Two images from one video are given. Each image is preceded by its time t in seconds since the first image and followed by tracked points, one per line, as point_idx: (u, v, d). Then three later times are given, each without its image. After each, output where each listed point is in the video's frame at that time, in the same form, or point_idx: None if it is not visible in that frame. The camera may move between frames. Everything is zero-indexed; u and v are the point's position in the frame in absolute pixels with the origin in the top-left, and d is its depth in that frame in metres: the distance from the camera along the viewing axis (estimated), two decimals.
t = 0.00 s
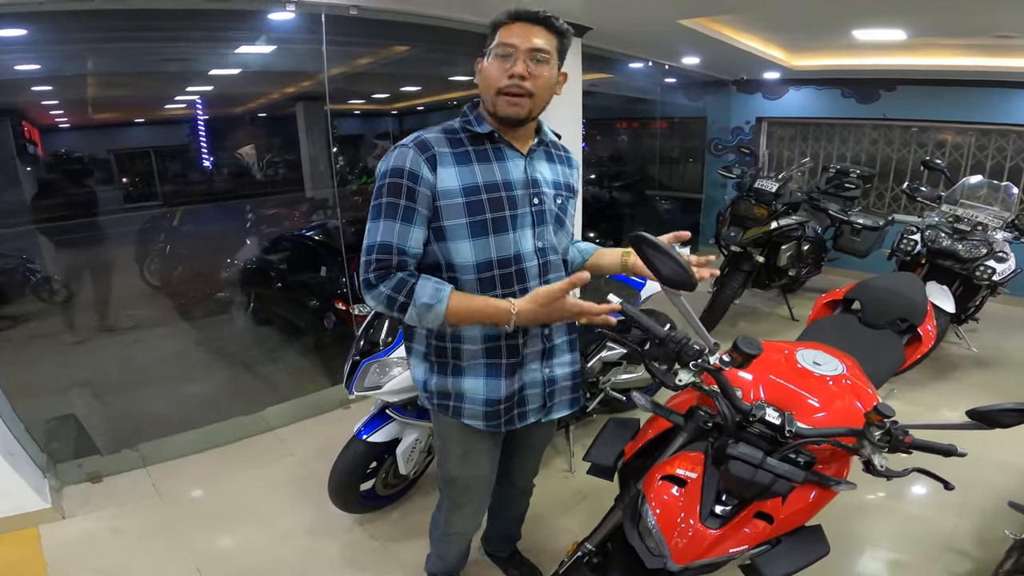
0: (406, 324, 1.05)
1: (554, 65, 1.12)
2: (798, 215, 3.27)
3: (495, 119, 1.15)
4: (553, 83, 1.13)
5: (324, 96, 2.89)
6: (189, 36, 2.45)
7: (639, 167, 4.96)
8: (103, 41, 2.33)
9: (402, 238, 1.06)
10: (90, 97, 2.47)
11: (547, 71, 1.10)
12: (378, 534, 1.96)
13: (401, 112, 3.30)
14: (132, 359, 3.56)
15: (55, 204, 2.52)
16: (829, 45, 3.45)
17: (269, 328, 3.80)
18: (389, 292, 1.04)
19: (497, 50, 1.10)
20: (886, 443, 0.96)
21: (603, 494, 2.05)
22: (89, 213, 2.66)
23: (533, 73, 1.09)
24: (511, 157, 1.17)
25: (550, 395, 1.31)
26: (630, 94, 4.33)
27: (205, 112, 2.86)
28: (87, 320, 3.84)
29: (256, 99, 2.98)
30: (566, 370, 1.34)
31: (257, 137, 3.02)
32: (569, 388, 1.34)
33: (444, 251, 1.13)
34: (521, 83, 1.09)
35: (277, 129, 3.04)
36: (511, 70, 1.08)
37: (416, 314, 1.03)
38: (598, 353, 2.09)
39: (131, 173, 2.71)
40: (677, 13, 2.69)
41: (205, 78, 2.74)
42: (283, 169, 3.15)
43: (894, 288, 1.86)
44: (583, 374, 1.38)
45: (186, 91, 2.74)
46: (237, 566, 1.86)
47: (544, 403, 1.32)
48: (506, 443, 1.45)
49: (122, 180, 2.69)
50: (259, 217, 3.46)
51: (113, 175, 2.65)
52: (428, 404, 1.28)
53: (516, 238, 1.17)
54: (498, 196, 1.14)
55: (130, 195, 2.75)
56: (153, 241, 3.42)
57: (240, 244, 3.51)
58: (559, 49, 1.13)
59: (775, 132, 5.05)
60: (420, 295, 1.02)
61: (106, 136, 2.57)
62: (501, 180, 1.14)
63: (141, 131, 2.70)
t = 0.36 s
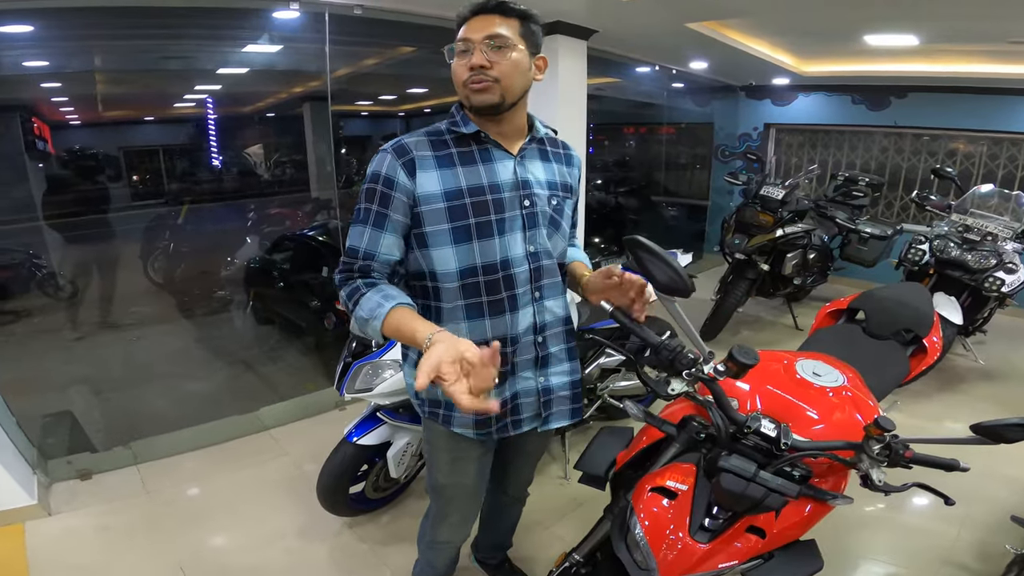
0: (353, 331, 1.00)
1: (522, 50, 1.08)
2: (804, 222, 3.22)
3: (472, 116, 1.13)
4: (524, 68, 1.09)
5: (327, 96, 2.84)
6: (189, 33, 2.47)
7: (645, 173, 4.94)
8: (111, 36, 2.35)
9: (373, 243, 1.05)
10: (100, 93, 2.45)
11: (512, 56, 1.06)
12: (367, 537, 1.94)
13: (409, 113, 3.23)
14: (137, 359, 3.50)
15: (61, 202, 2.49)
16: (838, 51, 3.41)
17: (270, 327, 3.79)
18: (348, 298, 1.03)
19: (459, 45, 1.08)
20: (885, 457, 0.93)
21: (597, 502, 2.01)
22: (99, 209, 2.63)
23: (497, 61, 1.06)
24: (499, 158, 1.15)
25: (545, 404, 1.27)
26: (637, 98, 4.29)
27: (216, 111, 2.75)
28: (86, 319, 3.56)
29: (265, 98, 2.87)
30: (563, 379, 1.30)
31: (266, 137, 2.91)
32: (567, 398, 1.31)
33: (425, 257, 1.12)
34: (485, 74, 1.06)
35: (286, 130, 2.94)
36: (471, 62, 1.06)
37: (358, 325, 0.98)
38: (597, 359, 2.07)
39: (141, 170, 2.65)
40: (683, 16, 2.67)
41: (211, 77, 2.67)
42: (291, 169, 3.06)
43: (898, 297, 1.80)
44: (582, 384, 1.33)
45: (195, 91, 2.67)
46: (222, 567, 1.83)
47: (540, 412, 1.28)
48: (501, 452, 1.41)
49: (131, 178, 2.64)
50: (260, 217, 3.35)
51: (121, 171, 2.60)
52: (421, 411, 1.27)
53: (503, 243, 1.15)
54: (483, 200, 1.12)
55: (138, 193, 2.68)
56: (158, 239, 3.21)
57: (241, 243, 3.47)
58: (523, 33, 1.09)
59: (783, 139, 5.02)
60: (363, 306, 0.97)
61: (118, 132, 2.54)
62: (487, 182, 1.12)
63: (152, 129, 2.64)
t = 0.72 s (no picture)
0: (383, 340, 1.08)
1: (515, 55, 1.08)
2: (812, 226, 3.20)
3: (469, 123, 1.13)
4: (519, 72, 1.09)
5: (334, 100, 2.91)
6: (198, 38, 2.51)
7: (652, 176, 4.89)
8: (122, 40, 2.40)
9: (379, 257, 1.08)
10: (112, 98, 2.47)
11: (506, 61, 1.07)
12: (370, 539, 1.94)
13: (416, 117, 3.24)
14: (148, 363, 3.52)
15: (73, 206, 2.52)
16: (846, 53, 3.39)
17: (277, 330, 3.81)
18: (368, 311, 1.08)
19: (450, 52, 1.09)
20: (888, 462, 0.91)
21: (601, 505, 2.00)
22: (111, 212, 2.65)
23: (490, 66, 1.06)
24: (497, 166, 1.15)
25: (542, 411, 1.28)
26: (644, 101, 4.28)
27: (227, 115, 2.76)
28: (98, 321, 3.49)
29: (275, 102, 2.86)
30: (560, 385, 1.30)
31: (275, 140, 2.90)
32: (565, 405, 1.31)
33: (428, 268, 1.13)
34: (478, 79, 1.06)
35: (297, 133, 2.95)
36: (466, 70, 1.06)
37: (389, 334, 1.06)
38: (600, 363, 2.07)
39: (153, 173, 2.67)
40: (689, 18, 2.66)
41: (219, 80, 2.66)
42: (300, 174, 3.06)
43: (904, 301, 1.79)
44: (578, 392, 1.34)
45: (203, 95, 2.67)
46: (226, 568, 1.84)
47: (537, 419, 1.29)
48: (499, 454, 1.41)
49: (143, 182, 2.66)
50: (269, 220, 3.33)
51: (133, 176, 2.62)
52: (420, 416, 1.28)
53: (503, 251, 1.15)
54: (482, 209, 1.12)
55: (150, 196, 2.70)
56: (169, 243, 3.22)
57: (248, 247, 3.44)
58: (515, 36, 1.09)
59: (792, 141, 5.00)
60: (393, 316, 1.05)
61: (132, 136, 2.56)
62: (486, 191, 1.13)
63: (163, 133, 2.65)
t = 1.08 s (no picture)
0: (396, 336, 1.07)
1: (529, 61, 1.10)
2: (813, 228, 3.20)
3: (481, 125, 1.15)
4: (533, 78, 1.12)
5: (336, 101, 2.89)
6: (204, 39, 2.52)
7: (655, 179, 4.96)
8: (123, 41, 2.38)
9: (392, 253, 1.08)
10: (116, 98, 2.50)
11: (521, 67, 1.09)
12: (370, 537, 1.96)
13: (418, 118, 3.28)
14: (151, 361, 3.55)
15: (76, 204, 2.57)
16: (848, 56, 3.40)
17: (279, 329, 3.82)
18: (379, 307, 1.06)
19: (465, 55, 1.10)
20: (882, 461, 0.93)
21: (600, 505, 2.01)
22: (116, 211, 2.74)
23: (506, 72, 1.08)
24: (507, 168, 1.17)
25: (539, 408, 1.31)
26: (645, 103, 4.29)
27: (230, 116, 2.80)
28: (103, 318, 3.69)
29: (278, 103, 2.90)
30: (557, 383, 1.34)
31: (278, 140, 2.95)
32: (560, 402, 1.34)
33: (433, 264, 1.15)
34: (494, 85, 1.08)
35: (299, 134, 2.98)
36: (479, 74, 1.08)
37: (406, 328, 1.06)
38: (601, 363, 2.09)
39: (158, 172, 2.74)
40: (691, 21, 2.67)
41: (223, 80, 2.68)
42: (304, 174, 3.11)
43: (902, 303, 1.80)
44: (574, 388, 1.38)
45: (208, 95, 2.70)
46: (227, 566, 1.85)
47: (534, 415, 1.31)
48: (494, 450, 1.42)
49: (146, 181, 2.73)
50: (271, 220, 3.38)
51: (136, 175, 2.68)
52: (416, 412, 1.29)
53: (510, 253, 1.18)
54: (492, 211, 1.14)
55: (154, 195, 2.79)
56: (173, 242, 3.30)
57: (252, 246, 3.51)
58: (531, 42, 1.11)
59: (794, 144, 5.01)
60: (410, 310, 1.05)
61: (134, 136, 2.60)
62: (496, 193, 1.15)
63: (167, 133, 2.69)
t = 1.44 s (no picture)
0: (398, 328, 1.11)
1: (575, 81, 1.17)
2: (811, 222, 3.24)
3: (519, 130, 1.16)
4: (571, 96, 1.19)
5: (340, 99, 2.88)
6: (208, 39, 2.50)
7: (653, 175, 5.00)
8: (128, 41, 2.37)
9: (394, 247, 1.11)
10: (112, 98, 2.50)
11: (572, 88, 1.15)
12: (382, 532, 1.99)
13: (415, 116, 3.31)
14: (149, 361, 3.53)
15: (72, 204, 2.57)
16: (844, 52, 3.44)
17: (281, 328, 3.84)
18: (382, 299, 1.10)
19: (539, 66, 1.08)
20: (889, 448, 0.97)
21: (608, 498, 2.05)
22: (111, 212, 2.75)
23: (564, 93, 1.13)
24: (509, 165, 1.21)
25: (539, 404, 1.36)
26: (643, 100, 4.32)
27: (224, 115, 2.82)
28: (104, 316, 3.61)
29: (274, 102, 2.95)
30: (557, 381, 1.39)
31: (274, 139, 2.98)
32: (560, 399, 1.39)
33: (435, 259, 1.18)
34: (555, 104, 1.12)
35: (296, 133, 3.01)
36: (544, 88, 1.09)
37: (409, 319, 1.10)
38: (606, 358, 2.09)
39: (151, 172, 2.75)
40: (690, 19, 2.70)
41: (221, 80, 2.70)
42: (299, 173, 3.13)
43: (903, 294, 1.84)
44: (573, 386, 1.43)
45: (205, 95, 2.73)
46: (244, 563, 1.88)
47: (534, 412, 1.37)
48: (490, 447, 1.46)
49: (141, 181, 2.74)
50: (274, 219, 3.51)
51: (132, 175, 2.70)
52: (413, 406, 1.33)
53: (511, 249, 1.22)
54: (494, 207, 1.18)
55: (151, 195, 2.80)
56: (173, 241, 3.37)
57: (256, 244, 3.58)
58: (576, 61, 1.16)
59: (790, 139, 5.06)
60: (413, 302, 1.09)
61: (129, 136, 2.61)
62: (498, 190, 1.18)
63: (164, 133, 2.72)
